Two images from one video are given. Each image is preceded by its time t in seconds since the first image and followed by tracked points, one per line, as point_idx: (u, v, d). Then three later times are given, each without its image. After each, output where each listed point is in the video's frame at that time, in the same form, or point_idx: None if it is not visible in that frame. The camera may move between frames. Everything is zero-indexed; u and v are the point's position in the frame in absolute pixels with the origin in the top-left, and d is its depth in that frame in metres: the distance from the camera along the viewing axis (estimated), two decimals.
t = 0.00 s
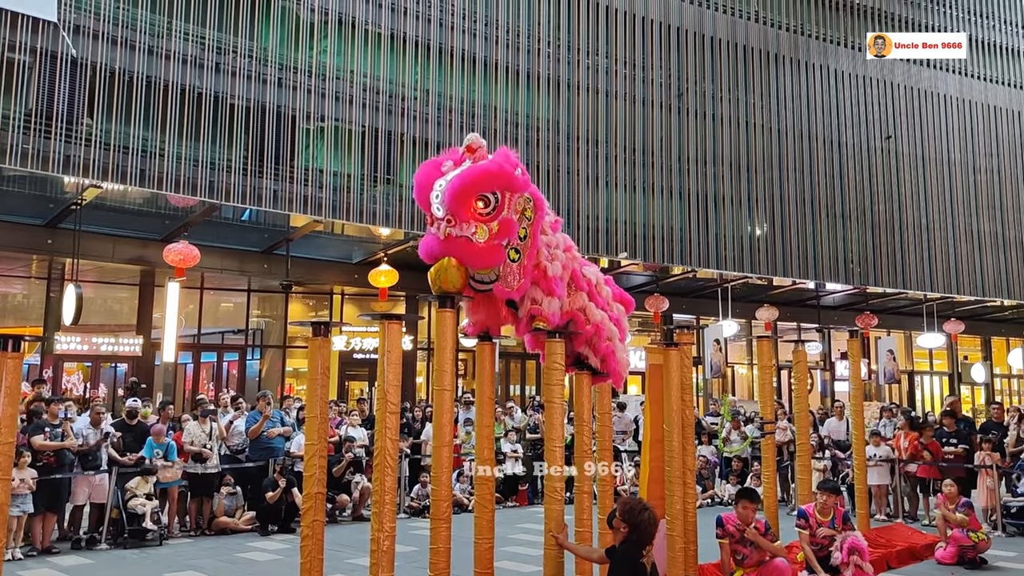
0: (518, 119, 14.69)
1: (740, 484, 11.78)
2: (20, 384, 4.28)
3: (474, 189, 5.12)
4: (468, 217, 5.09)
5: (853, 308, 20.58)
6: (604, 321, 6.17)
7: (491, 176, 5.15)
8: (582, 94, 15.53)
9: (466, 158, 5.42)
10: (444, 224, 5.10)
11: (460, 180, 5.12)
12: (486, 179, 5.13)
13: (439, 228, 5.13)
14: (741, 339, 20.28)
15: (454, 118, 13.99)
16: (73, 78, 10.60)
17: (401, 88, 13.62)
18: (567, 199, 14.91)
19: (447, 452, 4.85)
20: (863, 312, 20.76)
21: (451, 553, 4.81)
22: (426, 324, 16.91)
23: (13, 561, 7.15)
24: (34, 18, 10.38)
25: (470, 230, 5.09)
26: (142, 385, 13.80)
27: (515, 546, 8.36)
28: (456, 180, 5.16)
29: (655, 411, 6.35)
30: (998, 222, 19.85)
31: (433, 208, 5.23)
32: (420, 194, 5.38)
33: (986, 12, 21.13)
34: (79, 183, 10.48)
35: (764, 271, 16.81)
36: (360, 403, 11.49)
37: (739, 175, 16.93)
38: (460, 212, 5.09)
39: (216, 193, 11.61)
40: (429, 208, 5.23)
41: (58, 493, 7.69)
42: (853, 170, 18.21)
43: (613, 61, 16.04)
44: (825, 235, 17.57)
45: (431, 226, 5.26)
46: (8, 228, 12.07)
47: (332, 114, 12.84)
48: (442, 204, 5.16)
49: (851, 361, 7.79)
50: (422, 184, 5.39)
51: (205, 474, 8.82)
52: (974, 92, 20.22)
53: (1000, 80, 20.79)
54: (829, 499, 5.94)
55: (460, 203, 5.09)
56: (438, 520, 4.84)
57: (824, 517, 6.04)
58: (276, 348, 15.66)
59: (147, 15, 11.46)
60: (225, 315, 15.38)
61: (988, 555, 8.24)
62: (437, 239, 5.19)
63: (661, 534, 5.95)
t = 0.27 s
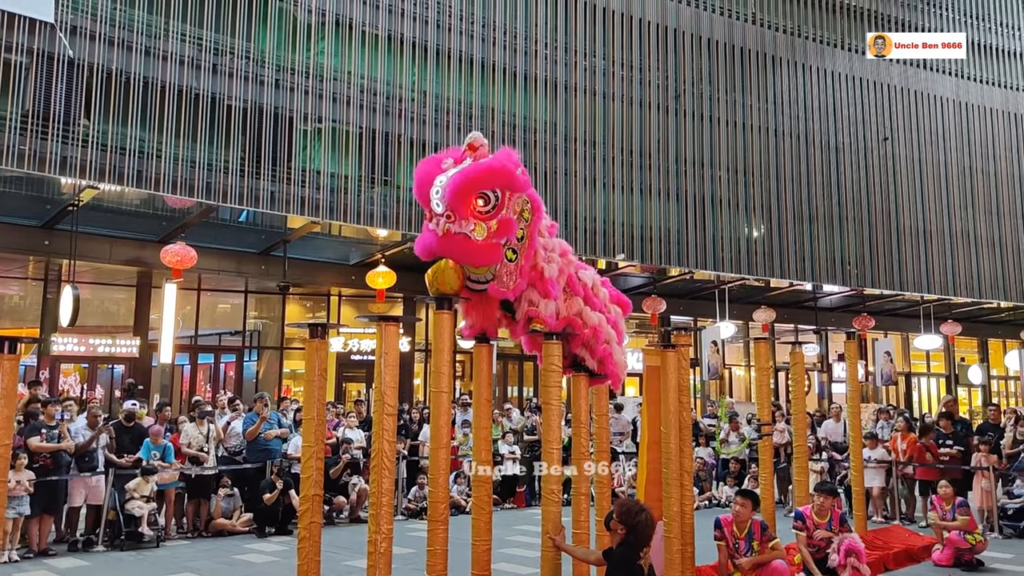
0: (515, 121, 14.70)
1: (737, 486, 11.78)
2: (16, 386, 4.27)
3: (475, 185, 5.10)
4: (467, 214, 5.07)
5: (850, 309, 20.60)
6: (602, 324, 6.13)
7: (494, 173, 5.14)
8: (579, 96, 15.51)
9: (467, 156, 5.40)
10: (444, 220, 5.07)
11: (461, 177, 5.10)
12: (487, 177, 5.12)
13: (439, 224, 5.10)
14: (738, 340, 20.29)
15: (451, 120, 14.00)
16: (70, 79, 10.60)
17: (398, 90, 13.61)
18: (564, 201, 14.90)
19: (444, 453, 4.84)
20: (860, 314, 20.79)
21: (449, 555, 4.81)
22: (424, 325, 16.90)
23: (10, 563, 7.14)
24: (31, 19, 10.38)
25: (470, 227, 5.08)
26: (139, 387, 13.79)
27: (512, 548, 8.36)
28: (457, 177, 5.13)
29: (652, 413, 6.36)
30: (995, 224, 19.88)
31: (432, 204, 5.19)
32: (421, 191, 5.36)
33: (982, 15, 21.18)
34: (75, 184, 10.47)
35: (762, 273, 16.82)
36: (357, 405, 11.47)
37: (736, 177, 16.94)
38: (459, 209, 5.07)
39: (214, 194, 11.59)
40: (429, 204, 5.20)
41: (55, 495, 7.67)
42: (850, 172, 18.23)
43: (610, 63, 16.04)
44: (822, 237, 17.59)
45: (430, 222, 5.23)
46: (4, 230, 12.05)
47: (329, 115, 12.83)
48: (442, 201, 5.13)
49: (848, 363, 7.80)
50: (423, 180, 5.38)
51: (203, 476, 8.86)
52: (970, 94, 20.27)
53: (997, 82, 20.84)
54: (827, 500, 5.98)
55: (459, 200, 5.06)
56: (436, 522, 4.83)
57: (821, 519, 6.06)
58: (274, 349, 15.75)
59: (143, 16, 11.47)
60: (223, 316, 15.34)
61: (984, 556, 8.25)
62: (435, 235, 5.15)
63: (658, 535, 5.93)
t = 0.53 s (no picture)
0: (514, 123, 14.73)
1: (736, 487, 11.79)
2: (14, 387, 4.27)
3: (477, 188, 5.09)
4: (470, 217, 5.05)
5: (849, 311, 20.62)
6: (601, 326, 6.13)
7: (496, 175, 5.14)
8: (578, 97, 15.51)
9: (468, 159, 5.39)
10: (445, 223, 5.06)
11: (463, 179, 5.10)
12: (489, 179, 5.11)
13: (442, 227, 5.08)
14: (737, 342, 20.30)
15: (450, 121, 14.02)
16: (70, 80, 10.60)
17: (398, 91, 13.61)
18: (564, 202, 14.90)
19: (443, 455, 4.84)
20: (859, 315, 20.81)
21: (447, 556, 4.81)
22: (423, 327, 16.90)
23: (7, 564, 7.13)
24: (30, 20, 10.39)
25: (471, 230, 5.06)
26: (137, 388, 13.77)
27: (511, 549, 8.35)
28: (459, 180, 5.12)
29: (651, 414, 6.37)
30: (993, 226, 19.89)
31: (434, 208, 5.17)
32: (422, 195, 5.34)
33: (981, 17, 21.21)
34: (74, 185, 10.46)
35: (761, 274, 16.82)
36: (356, 406, 11.47)
37: (736, 178, 16.96)
38: (462, 211, 5.05)
39: (213, 195, 11.59)
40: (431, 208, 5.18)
41: (53, 496, 7.66)
42: (849, 173, 18.25)
43: (609, 64, 16.05)
44: (821, 239, 17.59)
45: (432, 225, 5.20)
46: (3, 231, 12.05)
47: (329, 116, 12.83)
48: (444, 204, 5.11)
49: (846, 365, 7.80)
50: (424, 184, 5.37)
51: (201, 478, 8.86)
52: (969, 96, 20.30)
53: (995, 84, 20.86)
54: (826, 501, 5.98)
55: (461, 203, 5.04)
56: (435, 523, 4.83)
57: (820, 521, 6.06)
58: (272, 350, 15.76)
59: (143, 17, 11.48)
60: (221, 317, 15.33)
61: (983, 558, 8.26)
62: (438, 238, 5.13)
63: (657, 537, 5.94)
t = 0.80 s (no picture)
0: (514, 124, 14.74)
1: (735, 489, 11.79)
2: (14, 388, 4.27)
3: (477, 192, 5.14)
4: (471, 221, 5.09)
5: (848, 312, 20.62)
6: (600, 327, 6.16)
7: (495, 177, 5.17)
8: (578, 98, 15.51)
9: (467, 165, 5.43)
10: (448, 229, 5.11)
11: (463, 184, 5.14)
12: (488, 182, 5.15)
13: (445, 233, 5.13)
14: (737, 343, 20.30)
15: (450, 122, 14.02)
16: (70, 80, 10.61)
17: (398, 92, 13.62)
18: (564, 203, 14.91)
19: (442, 456, 4.84)
20: (858, 317, 20.82)
21: (446, 558, 4.80)
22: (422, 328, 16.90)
23: (6, 565, 7.12)
24: (30, 21, 10.39)
25: (475, 234, 5.10)
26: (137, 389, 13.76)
27: (510, 550, 8.34)
28: (460, 185, 5.17)
29: (650, 415, 6.37)
30: (993, 228, 19.89)
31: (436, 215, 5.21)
32: (423, 203, 5.36)
33: (980, 19, 21.21)
34: (74, 186, 10.46)
35: (760, 275, 16.82)
36: (356, 407, 11.46)
37: (735, 179, 16.97)
38: (463, 216, 5.09)
39: (213, 196, 11.60)
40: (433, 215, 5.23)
41: (52, 497, 7.66)
42: (849, 175, 18.25)
43: (609, 65, 16.05)
44: (821, 240, 17.60)
45: (435, 233, 5.25)
46: (3, 231, 12.05)
47: (329, 117, 12.83)
48: (446, 211, 5.16)
49: (846, 366, 7.79)
50: (424, 191, 5.37)
51: (201, 479, 8.80)
52: (968, 98, 20.32)
53: (994, 86, 20.87)
54: (826, 502, 5.98)
55: (462, 207, 5.08)
56: (434, 524, 4.83)
57: (820, 522, 6.05)
58: (272, 351, 15.74)
59: (143, 18, 11.49)
60: (221, 318, 15.34)
61: (983, 560, 8.26)
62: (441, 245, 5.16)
63: (656, 538, 5.93)
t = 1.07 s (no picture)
0: (514, 124, 14.76)
1: (735, 490, 11.80)
2: (13, 388, 4.27)
3: (478, 183, 5.11)
4: (472, 213, 5.07)
5: (848, 314, 20.62)
6: (599, 328, 6.15)
7: (495, 170, 5.15)
8: (578, 99, 15.52)
9: (467, 157, 5.41)
10: (450, 221, 5.10)
11: (464, 175, 5.12)
12: (488, 174, 5.12)
13: (446, 225, 5.13)
14: (736, 344, 20.30)
15: (450, 123, 14.03)
16: (70, 80, 10.61)
17: (398, 92, 13.62)
18: (563, 204, 14.92)
19: (441, 457, 4.84)
20: (858, 319, 20.82)
21: (445, 558, 4.80)
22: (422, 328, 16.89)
23: (5, 565, 7.12)
24: (30, 21, 10.39)
25: (476, 226, 5.10)
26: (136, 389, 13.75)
27: (509, 551, 8.34)
28: (460, 176, 5.14)
29: (650, 416, 6.37)
30: (993, 229, 19.90)
31: (437, 206, 5.19)
32: (423, 194, 5.32)
33: (980, 20, 21.23)
34: (74, 186, 10.46)
35: (760, 276, 16.82)
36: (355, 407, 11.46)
37: (735, 181, 16.97)
38: (464, 207, 5.07)
39: (212, 196, 11.60)
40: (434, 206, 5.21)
41: (51, 497, 7.65)
42: (848, 176, 18.26)
43: (609, 66, 16.05)
44: (820, 241, 17.60)
45: (436, 224, 5.23)
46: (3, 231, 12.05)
47: (329, 117, 12.84)
48: (446, 202, 5.14)
49: (845, 367, 7.79)
50: (424, 184, 5.32)
51: (199, 479, 8.76)
52: (968, 99, 20.33)
53: (994, 87, 20.89)
54: (825, 504, 5.99)
55: (463, 199, 5.05)
56: (433, 524, 4.82)
57: (819, 524, 6.04)
58: (271, 351, 15.72)
59: (143, 18, 11.50)
60: (220, 318, 15.33)
61: (982, 561, 8.26)
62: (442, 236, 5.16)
63: (656, 539, 5.94)
